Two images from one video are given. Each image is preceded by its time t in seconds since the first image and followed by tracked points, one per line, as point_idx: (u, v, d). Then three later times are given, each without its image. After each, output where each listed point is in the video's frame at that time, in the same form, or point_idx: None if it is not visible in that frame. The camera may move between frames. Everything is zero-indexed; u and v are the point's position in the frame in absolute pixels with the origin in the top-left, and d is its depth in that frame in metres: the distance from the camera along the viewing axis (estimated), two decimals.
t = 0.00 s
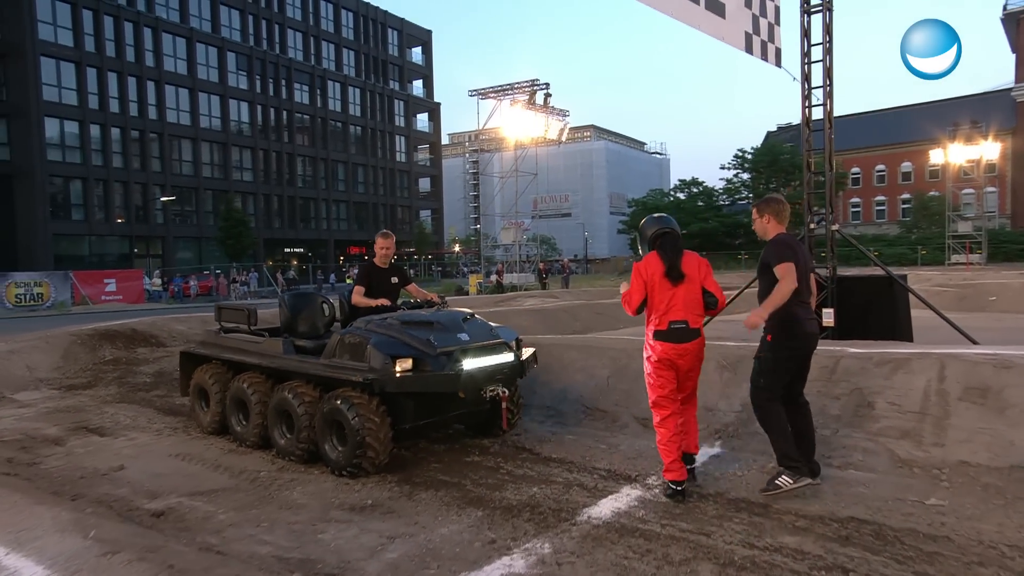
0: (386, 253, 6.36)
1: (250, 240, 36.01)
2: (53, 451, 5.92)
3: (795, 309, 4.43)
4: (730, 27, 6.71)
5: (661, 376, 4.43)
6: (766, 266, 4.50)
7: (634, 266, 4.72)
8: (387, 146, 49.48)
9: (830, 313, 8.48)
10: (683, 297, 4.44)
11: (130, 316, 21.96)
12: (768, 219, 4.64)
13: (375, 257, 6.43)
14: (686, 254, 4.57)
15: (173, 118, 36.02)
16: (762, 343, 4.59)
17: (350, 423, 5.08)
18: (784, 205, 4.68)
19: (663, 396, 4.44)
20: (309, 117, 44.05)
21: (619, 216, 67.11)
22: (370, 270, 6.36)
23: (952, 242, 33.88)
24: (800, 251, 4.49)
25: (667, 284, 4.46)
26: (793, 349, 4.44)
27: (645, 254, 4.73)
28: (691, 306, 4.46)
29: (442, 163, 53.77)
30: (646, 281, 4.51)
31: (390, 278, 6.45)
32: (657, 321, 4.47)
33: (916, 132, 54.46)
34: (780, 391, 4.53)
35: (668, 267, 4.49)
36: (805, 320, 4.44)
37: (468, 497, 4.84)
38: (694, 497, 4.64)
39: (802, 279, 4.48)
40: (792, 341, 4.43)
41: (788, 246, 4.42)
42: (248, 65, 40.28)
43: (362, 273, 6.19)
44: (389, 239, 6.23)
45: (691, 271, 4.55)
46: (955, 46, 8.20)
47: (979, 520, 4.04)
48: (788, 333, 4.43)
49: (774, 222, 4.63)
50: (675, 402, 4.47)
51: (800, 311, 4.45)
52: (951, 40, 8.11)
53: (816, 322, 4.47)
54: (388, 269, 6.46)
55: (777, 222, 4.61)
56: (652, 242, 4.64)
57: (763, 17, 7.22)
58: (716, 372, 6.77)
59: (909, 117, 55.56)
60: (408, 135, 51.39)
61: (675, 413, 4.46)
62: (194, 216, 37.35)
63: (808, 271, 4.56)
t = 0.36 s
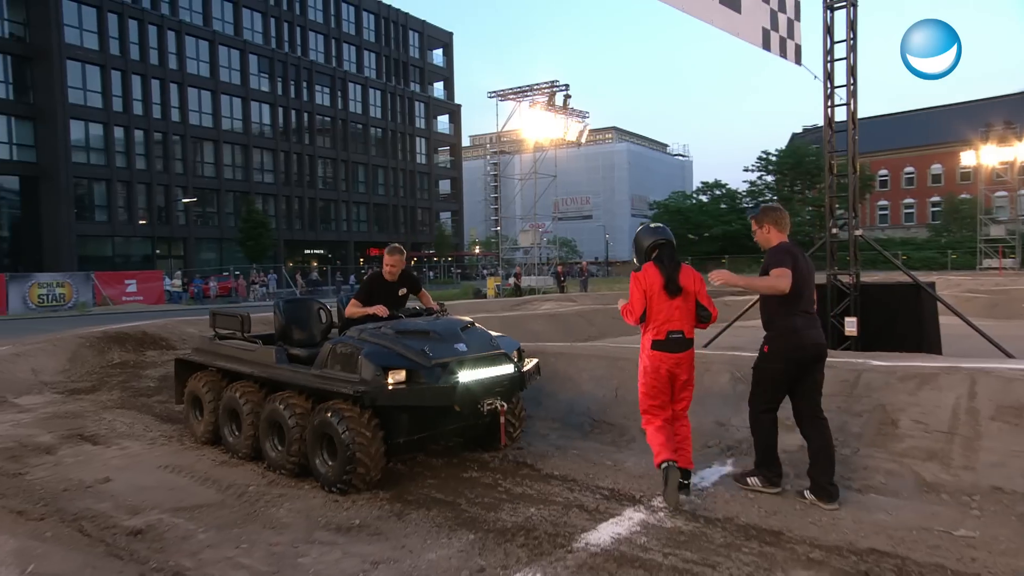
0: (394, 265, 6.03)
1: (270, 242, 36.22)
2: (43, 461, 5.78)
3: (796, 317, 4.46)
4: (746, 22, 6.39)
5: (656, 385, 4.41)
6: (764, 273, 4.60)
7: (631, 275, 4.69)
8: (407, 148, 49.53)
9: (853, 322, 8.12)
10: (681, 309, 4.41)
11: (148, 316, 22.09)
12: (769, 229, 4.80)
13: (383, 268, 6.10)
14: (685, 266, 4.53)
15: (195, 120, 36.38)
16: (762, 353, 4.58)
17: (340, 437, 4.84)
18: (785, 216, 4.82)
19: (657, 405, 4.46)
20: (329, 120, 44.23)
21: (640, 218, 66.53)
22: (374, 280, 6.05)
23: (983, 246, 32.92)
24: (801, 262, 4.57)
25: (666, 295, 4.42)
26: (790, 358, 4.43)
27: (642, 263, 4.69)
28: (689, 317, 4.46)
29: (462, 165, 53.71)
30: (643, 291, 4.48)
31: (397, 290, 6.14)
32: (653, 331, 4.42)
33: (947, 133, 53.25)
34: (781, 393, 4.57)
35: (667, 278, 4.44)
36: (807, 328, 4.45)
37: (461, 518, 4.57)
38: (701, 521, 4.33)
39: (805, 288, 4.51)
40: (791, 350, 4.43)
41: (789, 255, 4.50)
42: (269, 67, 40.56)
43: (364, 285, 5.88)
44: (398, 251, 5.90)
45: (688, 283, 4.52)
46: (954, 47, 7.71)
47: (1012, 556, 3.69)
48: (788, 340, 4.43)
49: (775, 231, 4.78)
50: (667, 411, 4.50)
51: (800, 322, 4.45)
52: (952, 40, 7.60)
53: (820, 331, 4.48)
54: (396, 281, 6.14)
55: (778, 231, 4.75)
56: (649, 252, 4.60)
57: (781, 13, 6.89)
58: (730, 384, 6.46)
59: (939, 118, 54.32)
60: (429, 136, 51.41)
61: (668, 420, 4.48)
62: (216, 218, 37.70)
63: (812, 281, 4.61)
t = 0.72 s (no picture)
0: (400, 249, 5.66)
1: (295, 242, 36.41)
2: (37, 466, 5.63)
3: (777, 325, 4.32)
4: (770, 10, 6.03)
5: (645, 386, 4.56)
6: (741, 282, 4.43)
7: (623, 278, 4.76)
8: (433, 148, 49.54)
9: (886, 327, 7.75)
10: (673, 313, 4.53)
11: (173, 315, 22.24)
12: (744, 234, 4.61)
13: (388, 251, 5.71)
14: (677, 272, 4.70)
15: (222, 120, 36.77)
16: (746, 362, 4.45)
17: (333, 448, 4.59)
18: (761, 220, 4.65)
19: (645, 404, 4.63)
20: (355, 120, 44.38)
21: (668, 219, 65.73)
22: (378, 265, 5.76)
23: None
24: (773, 268, 4.39)
25: (659, 300, 4.53)
26: (775, 368, 4.29)
27: (633, 267, 4.78)
28: (679, 319, 4.58)
29: (488, 165, 53.53)
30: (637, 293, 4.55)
31: (404, 274, 5.85)
32: (645, 333, 4.54)
33: (986, 131, 51.71)
34: (774, 408, 4.40)
35: (662, 282, 4.56)
36: (789, 335, 4.30)
37: (457, 537, 4.29)
38: (716, 546, 3.99)
39: (778, 289, 4.34)
40: (772, 358, 4.30)
41: (764, 262, 4.37)
42: (296, 68, 40.82)
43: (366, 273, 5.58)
44: (401, 236, 5.51)
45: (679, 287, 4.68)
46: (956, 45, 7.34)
47: None
48: (771, 349, 4.30)
49: (751, 238, 4.62)
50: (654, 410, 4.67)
51: (782, 329, 4.30)
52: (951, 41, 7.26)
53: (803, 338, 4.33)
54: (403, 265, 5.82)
55: (754, 237, 4.58)
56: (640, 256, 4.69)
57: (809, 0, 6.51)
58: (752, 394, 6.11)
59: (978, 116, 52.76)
60: (454, 136, 51.35)
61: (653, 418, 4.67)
62: (242, 218, 38.03)
63: (793, 286, 4.44)
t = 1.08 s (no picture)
0: (386, 216, 5.34)
1: (322, 238, 36.60)
2: (30, 469, 5.49)
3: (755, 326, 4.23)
4: None
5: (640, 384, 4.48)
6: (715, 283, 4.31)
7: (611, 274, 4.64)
8: (460, 144, 49.43)
9: (923, 331, 7.26)
10: (666, 308, 4.47)
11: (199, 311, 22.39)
12: (725, 230, 4.53)
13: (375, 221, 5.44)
14: (666, 269, 4.66)
15: (250, 116, 37.04)
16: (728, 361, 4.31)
17: (324, 457, 4.33)
18: (744, 217, 4.55)
19: (641, 402, 4.51)
20: (382, 116, 44.44)
21: (699, 215, 64.78)
22: (367, 236, 5.47)
23: None
24: (750, 268, 4.30)
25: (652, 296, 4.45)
26: (753, 369, 4.19)
27: (622, 262, 4.63)
28: (670, 315, 4.51)
29: (515, 161, 53.26)
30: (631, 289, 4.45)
31: (395, 245, 5.51)
32: (637, 330, 4.45)
33: None
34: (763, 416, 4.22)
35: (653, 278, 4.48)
36: (765, 337, 4.22)
37: (453, 556, 3.99)
38: None
39: (757, 288, 4.29)
40: (751, 359, 4.20)
41: (743, 262, 4.28)
42: (324, 64, 40.96)
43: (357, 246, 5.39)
44: (382, 198, 5.20)
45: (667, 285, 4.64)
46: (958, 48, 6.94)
47: None
48: (750, 350, 4.20)
49: (731, 234, 4.53)
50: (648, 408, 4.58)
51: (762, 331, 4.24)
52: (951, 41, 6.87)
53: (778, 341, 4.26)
54: (393, 234, 5.53)
55: (734, 234, 4.50)
56: (631, 251, 4.55)
57: None
58: (776, 403, 5.72)
59: None
60: (481, 132, 51.18)
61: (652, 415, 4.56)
62: (270, 214, 38.34)
63: (767, 286, 4.37)
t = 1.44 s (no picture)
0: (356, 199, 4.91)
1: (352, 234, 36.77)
2: (29, 470, 5.35)
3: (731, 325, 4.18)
4: None
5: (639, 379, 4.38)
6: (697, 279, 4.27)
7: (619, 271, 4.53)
8: (491, 139, 49.20)
9: (972, 334, 6.78)
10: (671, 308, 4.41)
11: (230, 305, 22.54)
12: (710, 227, 4.49)
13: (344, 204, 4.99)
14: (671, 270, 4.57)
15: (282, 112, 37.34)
16: (693, 355, 4.25)
17: (316, 465, 4.07)
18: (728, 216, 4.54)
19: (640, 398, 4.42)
20: (413, 111, 44.43)
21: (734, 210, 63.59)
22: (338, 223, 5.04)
23: None
24: (735, 267, 4.27)
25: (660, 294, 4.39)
26: (721, 369, 4.15)
27: (626, 260, 4.56)
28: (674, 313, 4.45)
29: (546, 156, 52.85)
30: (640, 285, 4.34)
31: (367, 232, 5.04)
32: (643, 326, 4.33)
33: None
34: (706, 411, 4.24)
35: (662, 277, 4.41)
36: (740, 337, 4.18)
37: None
38: None
39: (737, 287, 4.24)
40: (721, 357, 4.14)
41: (729, 262, 4.24)
42: (355, 60, 41.05)
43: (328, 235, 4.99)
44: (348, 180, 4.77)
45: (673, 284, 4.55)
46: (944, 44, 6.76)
47: None
48: (724, 348, 4.14)
49: (715, 231, 4.50)
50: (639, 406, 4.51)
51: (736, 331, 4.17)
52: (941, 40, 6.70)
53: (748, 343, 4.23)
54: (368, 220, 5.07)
55: (718, 232, 4.48)
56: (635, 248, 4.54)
57: None
58: (808, 410, 5.30)
59: None
60: (512, 127, 50.85)
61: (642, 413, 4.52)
62: (302, 209, 38.62)
63: (744, 287, 4.35)
